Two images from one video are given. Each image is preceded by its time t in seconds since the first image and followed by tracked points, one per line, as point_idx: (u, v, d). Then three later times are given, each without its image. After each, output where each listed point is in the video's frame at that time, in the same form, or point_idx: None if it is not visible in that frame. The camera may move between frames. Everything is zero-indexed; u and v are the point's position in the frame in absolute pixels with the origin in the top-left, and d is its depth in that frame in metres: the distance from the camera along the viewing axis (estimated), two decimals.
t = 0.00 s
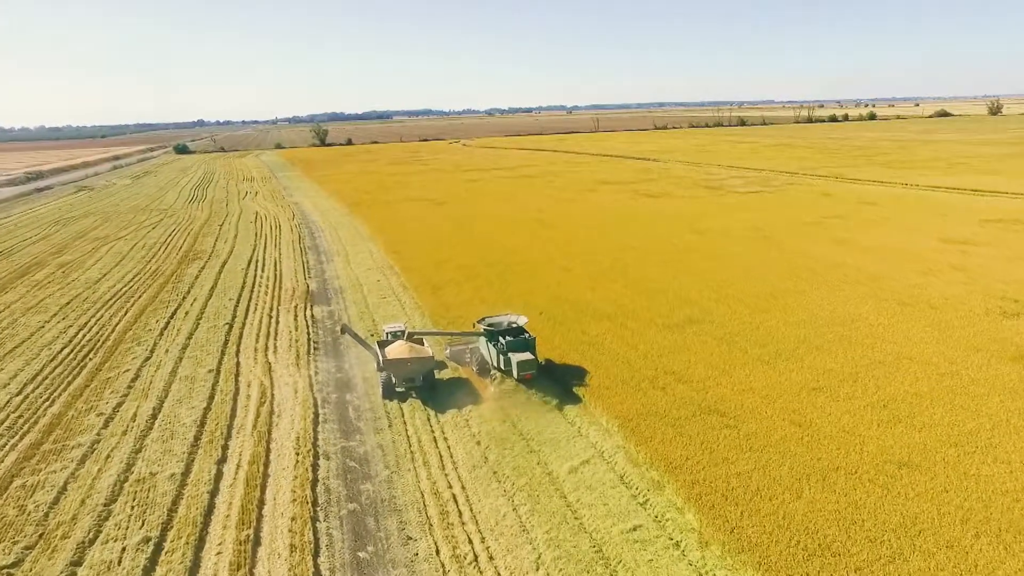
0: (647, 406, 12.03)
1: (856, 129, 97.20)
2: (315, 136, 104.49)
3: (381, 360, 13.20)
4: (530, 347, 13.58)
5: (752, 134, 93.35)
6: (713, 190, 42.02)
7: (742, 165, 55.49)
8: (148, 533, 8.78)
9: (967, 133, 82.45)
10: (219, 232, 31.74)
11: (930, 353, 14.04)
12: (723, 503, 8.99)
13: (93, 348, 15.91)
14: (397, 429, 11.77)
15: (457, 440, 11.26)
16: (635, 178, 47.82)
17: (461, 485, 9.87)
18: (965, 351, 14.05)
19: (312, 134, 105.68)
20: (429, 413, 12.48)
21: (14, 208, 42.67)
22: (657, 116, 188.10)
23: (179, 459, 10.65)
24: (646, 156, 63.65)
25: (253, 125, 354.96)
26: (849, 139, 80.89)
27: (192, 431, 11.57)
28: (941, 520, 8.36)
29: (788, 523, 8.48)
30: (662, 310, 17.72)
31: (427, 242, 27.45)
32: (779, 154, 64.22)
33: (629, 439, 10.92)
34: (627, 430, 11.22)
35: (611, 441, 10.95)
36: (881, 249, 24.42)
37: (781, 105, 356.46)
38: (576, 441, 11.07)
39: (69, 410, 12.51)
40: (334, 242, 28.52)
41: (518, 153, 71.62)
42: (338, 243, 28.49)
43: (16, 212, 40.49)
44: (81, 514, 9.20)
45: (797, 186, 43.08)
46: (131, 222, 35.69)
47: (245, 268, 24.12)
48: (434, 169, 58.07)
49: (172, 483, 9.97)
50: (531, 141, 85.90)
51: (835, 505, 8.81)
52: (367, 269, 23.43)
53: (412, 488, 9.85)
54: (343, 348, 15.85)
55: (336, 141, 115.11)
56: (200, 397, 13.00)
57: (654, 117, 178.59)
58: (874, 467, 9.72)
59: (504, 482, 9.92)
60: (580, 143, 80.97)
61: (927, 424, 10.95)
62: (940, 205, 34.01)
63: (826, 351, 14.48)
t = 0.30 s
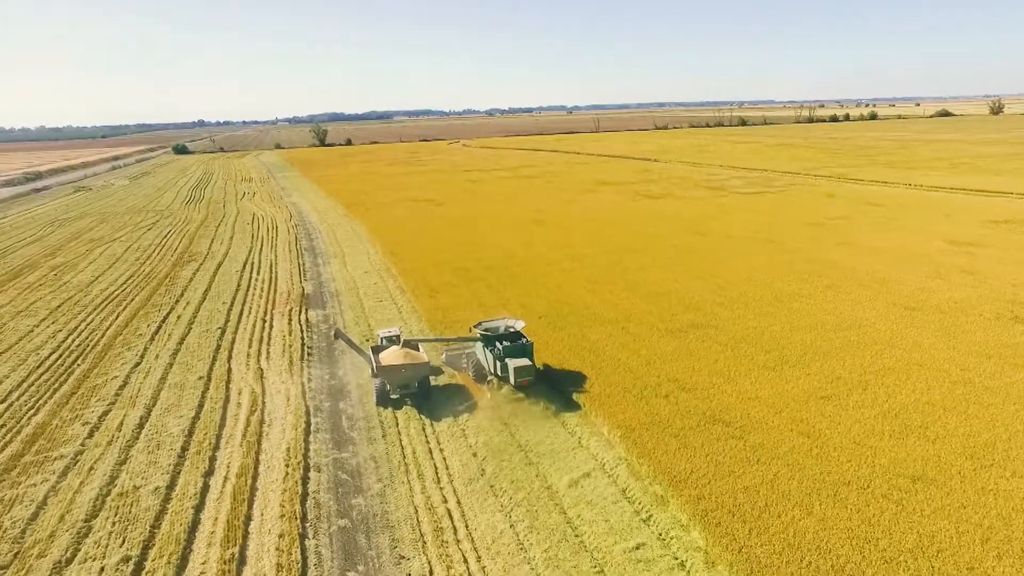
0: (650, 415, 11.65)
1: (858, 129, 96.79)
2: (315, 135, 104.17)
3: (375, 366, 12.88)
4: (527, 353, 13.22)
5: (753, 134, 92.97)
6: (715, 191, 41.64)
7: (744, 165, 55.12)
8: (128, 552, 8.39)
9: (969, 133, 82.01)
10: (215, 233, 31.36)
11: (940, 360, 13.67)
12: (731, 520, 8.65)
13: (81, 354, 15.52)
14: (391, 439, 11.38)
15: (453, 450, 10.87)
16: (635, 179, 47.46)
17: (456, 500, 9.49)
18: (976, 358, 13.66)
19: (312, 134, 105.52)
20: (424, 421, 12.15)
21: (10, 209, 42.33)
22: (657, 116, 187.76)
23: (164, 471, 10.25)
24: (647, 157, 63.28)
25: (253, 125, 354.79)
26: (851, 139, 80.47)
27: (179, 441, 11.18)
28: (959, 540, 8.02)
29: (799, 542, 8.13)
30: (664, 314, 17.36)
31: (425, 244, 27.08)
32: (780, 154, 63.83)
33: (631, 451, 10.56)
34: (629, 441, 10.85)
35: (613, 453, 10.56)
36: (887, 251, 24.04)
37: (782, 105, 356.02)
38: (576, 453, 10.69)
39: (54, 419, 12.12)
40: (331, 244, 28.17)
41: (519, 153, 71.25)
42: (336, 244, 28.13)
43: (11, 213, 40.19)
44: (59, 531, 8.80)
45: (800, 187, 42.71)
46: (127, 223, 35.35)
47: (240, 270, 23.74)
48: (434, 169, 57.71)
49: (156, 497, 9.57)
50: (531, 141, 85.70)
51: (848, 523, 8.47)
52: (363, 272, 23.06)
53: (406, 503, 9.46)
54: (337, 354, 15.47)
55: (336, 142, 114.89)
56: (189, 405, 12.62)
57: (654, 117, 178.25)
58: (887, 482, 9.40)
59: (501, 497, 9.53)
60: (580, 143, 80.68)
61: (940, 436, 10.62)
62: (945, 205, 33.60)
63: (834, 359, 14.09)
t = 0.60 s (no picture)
0: (663, 427, 11.22)
1: (873, 129, 95.44)
2: (326, 135, 104.40)
3: (379, 372, 12.59)
4: (534, 359, 12.89)
5: (766, 134, 91.97)
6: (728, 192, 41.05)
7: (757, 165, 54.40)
8: (118, 568, 8.07)
9: (987, 133, 80.55)
10: (223, 234, 31.22)
11: (967, 371, 13.11)
12: (749, 543, 8.25)
13: (83, 356, 15.31)
14: (394, 449, 11.01)
15: (458, 462, 10.49)
16: (646, 179, 46.91)
17: (460, 515, 9.12)
18: (1005, 368, 13.09)
19: (323, 134, 105.74)
20: (428, 429, 11.82)
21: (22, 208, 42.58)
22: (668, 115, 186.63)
23: (160, 481, 9.94)
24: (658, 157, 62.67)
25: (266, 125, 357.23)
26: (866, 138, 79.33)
27: (177, 449, 10.88)
28: (993, 569, 7.59)
29: (822, 568, 7.73)
30: (677, 320, 16.90)
31: (433, 245, 26.77)
32: (794, 154, 62.97)
33: (643, 465, 10.15)
34: (641, 454, 10.43)
35: (624, 468, 10.13)
36: (907, 254, 23.39)
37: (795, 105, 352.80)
38: (585, 467, 10.27)
39: (52, 424, 11.88)
40: (338, 245, 27.92)
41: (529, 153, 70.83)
42: (344, 245, 27.87)
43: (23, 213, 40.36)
44: (49, 544, 8.51)
45: (814, 188, 41.97)
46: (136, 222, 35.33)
47: (246, 272, 23.52)
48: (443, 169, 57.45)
49: (150, 509, 9.26)
50: (541, 141, 85.30)
51: (874, 547, 8.05)
52: (370, 273, 22.77)
53: (408, 518, 9.10)
54: (341, 359, 15.14)
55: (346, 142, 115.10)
56: (189, 411, 12.34)
57: (666, 116, 177.14)
58: (914, 502, 8.95)
59: (507, 512, 9.15)
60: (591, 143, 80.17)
61: (969, 452, 10.13)
62: (965, 207, 32.81)
63: (855, 368, 13.57)
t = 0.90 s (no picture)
0: (680, 441, 10.74)
1: (894, 130, 93.71)
2: (341, 135, 104.72)
3: (386, 377, 12.30)
4: (544, 365, 12.53)
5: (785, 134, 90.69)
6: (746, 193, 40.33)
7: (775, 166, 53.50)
8: None
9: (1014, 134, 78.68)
10: (236, 234, 31.17)
11: (1003, 384, 12.46)
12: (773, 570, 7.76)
13: (89, 358, 15.15)
14: (401, 460, 10.65)
15: (466, 475, 10.10)
16: (663, 180, 46.27)
17: (467, 533, 8.72)
18: None
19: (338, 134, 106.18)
20: (434, 437, 11.50)
21: (40, 207, 42.97)
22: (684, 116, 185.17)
23: (159, 491, 9.66)
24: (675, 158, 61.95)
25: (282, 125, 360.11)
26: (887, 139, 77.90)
27: (179, 457, 10.61)
28: None
29: None
30: (694, 328, 16.40)
31: (445, 246, 26.48)
32: (814, 155, 61.94)
33: (659, 480, 9.69)
34: (657, 469, 9.97)
35: (638, 484, 9.67)
36: (934, 259, 22.66)
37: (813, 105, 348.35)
38: (599, 482, 9.82)
39: (54, 429, 11.69)
40: (350, 246, 27.70)
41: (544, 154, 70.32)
42: (355, 246, 27.62)
43: (41, 212, 40.69)
44: (43, 557, 8.24)
45: (835, 189, 41.04)
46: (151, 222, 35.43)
47: (257, 272, 23.36)
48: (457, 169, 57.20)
49: (147, 521, 8.97)
50: (556, 141, 84.83)
51: None
52: (381, 275, 22.49)
53: (414, 534, 8.72)
54: (349, 364, 14.83)
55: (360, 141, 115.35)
56: (193, 417, 12.08)
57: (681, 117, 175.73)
58: (951, 527, 8.38)
59: (516, 530, 8.73)
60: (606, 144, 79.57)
61: (1008, 472, 9.54)
62: (993, 210, 31.88)
63: (882, 380, 12.98)
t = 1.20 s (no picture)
0: (691, 455, 10.29)
1: (905, 129, 92.70)
2: (347, 135, 104.65)
3: (385, 384, 11.92)
4: (548, 372, 12.18)
5: (794, 134, 89.87)
6: (755, 194, 39.80)
7: (784, 167, 52.91)
8: None
9: None
10: (239, 234, 30.90)
11: None
12: None
13: (85, 363, 14.85)
14: (399, 472, 10.24)
15: (466, 489, 9.68)
16: (671, 181, 45.80)
17: (466, 553, 8.30)
18: None
19: (344, 134, 106.13)
20: (435, 447, 11.09)
21: (45, 207, 42.93)
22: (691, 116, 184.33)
23: (148, 504, 9.30)
24: (682, 158, 61.41)
25: (290, 124, 361.28)
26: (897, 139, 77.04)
27: (170, 468, 10.26)
28: None
29: None
30: (704, 335, 15.95)
31: (450, 248, 26.13)
32: (823, 156, 61.29)
33: (669, 497, 9.24)
34: (667, 485, 9.51)
35: (647, 501, 9.22)
36: (949, 262, 22.13)
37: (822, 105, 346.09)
38: (605, 499, 9.38)
39: (44, 437, 11.35)
40: (353, 247, 27.38)
41: (550, 154, 69.82)
42: (359, 248, 27.28)
43: (46, 211, 40.62)
44: None
45: (847, 190, 40.37)
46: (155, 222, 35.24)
47: (258, 274, 23.05)
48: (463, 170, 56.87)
49: (133, 537, 8.59)
50: (563, 142, 84.44)
51: None
52: (383, 277, 22.13)
53: (410, 553, 8.30)
54: (349, 370, 14.46)
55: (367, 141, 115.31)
56: (187, 426, 11.73)
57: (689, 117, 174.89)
58: (982, 552, 7.87)
59: (518, 550, 8.31)
60: (613, 144, 79.13)
61: None
62: (1009, 211, 31.26)
63: (902, 392, 12.47)
